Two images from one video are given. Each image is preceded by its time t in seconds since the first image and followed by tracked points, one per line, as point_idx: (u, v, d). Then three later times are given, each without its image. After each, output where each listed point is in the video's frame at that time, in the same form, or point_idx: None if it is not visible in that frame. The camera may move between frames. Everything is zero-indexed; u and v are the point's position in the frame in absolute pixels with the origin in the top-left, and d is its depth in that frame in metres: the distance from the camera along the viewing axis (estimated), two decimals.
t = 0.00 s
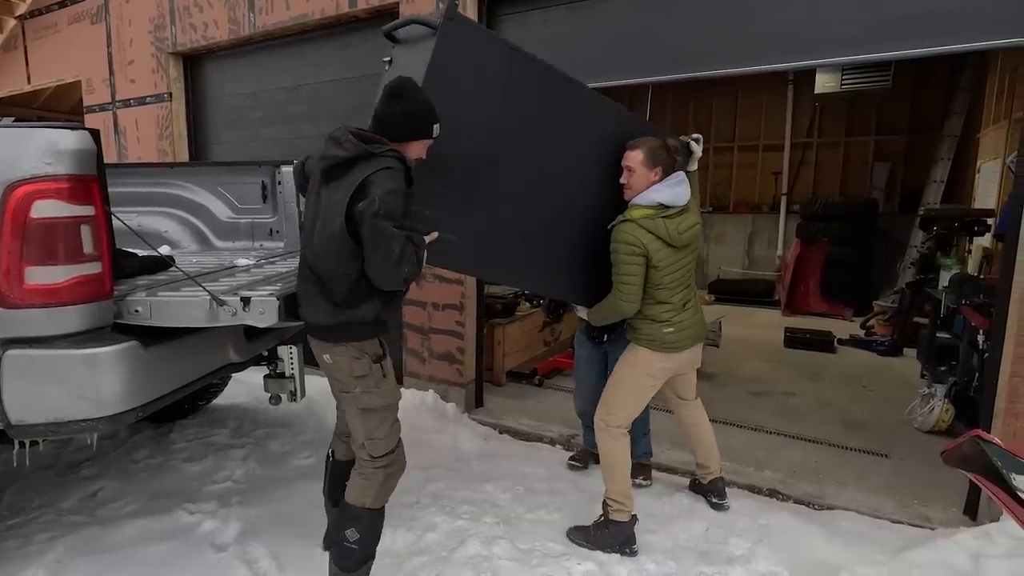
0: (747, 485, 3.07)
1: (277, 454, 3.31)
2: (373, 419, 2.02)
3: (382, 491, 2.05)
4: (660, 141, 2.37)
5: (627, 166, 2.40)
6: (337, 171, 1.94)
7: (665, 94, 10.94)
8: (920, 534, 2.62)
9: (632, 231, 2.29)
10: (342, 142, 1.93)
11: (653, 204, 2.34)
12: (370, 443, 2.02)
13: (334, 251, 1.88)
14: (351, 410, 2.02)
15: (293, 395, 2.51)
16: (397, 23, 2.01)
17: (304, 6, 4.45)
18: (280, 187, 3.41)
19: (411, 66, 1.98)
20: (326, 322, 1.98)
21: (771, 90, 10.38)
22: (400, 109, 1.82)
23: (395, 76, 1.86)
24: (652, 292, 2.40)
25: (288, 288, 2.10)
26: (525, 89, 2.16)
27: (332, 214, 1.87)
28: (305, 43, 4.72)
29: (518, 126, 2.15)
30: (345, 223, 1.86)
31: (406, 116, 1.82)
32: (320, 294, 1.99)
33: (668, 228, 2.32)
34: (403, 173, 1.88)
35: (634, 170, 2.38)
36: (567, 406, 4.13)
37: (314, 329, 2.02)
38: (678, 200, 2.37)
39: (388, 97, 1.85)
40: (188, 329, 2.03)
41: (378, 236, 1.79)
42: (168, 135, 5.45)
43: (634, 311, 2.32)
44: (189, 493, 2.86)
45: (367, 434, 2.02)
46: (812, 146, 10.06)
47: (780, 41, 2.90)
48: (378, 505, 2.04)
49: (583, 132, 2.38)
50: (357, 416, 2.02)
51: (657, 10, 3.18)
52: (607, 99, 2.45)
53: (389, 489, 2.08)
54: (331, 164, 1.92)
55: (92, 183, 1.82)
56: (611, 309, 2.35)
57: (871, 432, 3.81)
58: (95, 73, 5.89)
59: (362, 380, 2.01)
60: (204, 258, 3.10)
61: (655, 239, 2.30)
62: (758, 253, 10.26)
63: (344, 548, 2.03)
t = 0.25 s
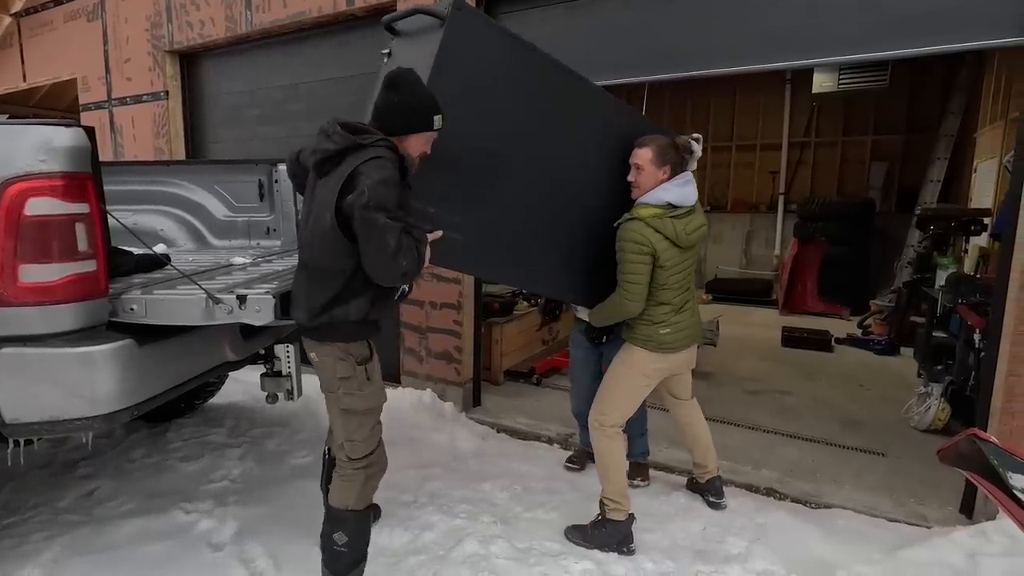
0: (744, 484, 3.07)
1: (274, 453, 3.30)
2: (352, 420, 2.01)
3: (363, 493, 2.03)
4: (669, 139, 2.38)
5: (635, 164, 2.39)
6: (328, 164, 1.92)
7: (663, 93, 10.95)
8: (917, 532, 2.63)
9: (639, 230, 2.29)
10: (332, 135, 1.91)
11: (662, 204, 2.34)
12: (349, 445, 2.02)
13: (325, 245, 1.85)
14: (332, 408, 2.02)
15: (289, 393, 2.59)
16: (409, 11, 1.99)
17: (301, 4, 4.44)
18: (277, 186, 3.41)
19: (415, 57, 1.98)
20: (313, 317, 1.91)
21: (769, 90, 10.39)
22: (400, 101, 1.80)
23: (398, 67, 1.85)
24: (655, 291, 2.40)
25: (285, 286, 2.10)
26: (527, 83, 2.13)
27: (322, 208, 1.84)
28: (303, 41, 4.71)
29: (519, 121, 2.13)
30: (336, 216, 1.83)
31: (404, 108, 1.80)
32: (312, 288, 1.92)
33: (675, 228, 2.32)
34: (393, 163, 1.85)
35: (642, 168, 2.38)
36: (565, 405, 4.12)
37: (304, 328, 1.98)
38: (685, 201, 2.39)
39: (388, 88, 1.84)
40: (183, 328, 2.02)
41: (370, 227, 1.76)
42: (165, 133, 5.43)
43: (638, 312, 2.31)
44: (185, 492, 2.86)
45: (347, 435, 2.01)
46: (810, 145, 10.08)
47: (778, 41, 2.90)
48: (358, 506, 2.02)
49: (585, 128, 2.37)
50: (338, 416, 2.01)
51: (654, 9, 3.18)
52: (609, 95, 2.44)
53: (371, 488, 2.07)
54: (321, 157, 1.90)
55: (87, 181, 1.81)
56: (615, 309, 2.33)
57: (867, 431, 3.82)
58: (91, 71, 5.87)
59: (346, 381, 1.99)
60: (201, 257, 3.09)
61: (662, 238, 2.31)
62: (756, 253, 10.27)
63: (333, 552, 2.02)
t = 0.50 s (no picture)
0: (743, 482, 3.08)
1: (273, 452, 3.30)
2: (332, 432, 1.99)
3: (344, 502, 2.02)
4: (676, 141, 2.38)
5: (642, 167, 2.39)
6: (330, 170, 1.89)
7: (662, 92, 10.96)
8: (915, 530, 2.63)
9: (643, 233, 2.30)
10: (333, 140, 1.88)
11: (668, 206, 2.34)
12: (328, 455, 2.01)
13: (329, 254, 1.81)
14: (316, 419, 2.02)
15: (289, 392, 2.58)
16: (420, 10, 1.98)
17: (299, 2, 4.43)
18: (276, 184, 3.40)
19: (426, 58, 1.99)
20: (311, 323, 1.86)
21: (767, 89, 10.40)
22: (406, 105, 1.77)
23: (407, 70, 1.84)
24: (657, 294, 2.40)
25: (285, 284, 2.10)
26: (537, 82, 2.11)
27: (323, 216, 1.80)
28: (301, 39, 4.71)
29: (525, 122, 2.10)
30: (338, 224, 1.79)
31: (411, 113, 1.77)
32: (309, 294, 1.89)
33: (680, 231, 2.33)
34: (397, 167, 1.80)
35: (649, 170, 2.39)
36: (564, 404, 4.13)
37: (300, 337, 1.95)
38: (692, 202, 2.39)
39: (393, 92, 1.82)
40: (183, 327, 2.02)
41: (375, 233, 1.70)
42: (163, 132, 5.42)
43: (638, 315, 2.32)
44: (185, 490, 2.86)
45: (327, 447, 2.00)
46: (808, 144, 10.09)
47: (777, 40, 2.90)
48: (338, 516, 2.02)
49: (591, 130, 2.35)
50: (320, 426, 2.01)
51: (653, 8, 3.18)
52: (616, 94, 2.42)
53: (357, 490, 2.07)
54: (321, 162, 1.86)
55: (87, 180, 1.81)
56: (616, 311, 2.35)
57: (865, 429, 3.82)
58: (89, 68, 5.85)
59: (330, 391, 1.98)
60: (200, 256, 3.09)
61: (665, 242, 2.32)
62: (754, 251, 10.27)
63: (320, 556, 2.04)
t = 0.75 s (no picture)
0: (741, 481, 3.08)
1: (271, 451, 3.30)
2: (353, 442, 2.01)
3: (349, 510, 2.08)
4: (682, 138, 2.39)
5: (649, 165, 2.39)
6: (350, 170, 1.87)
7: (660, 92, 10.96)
8: (912, 529, 2.64)
9: (650, 230, 2.30)
10: (353, 140, 1.87)
11: (675, 204, 2.35)
12: (347, 465, 2.03)
13: (353, 257, 1.83)
14: (332, 427, 2.02)
15: (286, 392, 2.55)
16: (434, 6, 1.96)
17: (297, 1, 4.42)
18: (274, 183, 3.39)
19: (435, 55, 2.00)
20: (329, 327, 1.91)
21: (766, 88, 10.41)
22: (425, 105, 1.76)
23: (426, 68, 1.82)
24: (662, 291, 2.41)
25: (282, 282, 2.10)
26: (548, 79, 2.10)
27: (347, 218, 1.81)
28: (299, 38, 4.70)
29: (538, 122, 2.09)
30: (361, 226, 1.80)
31: (431, 112, 1.76)
32: (331, 297, 1.91)
33: (686, 229, 2.34)
34: (420, 168, 1.81)
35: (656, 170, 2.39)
36: (562, 403, 4.13)
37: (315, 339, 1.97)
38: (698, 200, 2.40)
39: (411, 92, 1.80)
40: (180, 326, 2.02)
41: (403, 236, 1.71)
42: (160, 130, 5.41)
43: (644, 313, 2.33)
44: (182, 490, 2.85)
45: (348, 457, 2.02)
46: (807, 144, 10.09)
47: (776, 39, 2.90)
48: (343, 522, 2.07)
49: (597, 130, 2.34)
50: (336, 435, 2.02)
51: (652, 7, 3.18)
52: (621, 91, 2.42)
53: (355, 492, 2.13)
54: (343, 163, 1.85)
55: (84, 178, 1.81)
56: (622, 309, 2.35)
57: (863, 429, 3.83)
58: (85, 67, 5.83)
59: (353, 402, 1.99)
60: (197, 254, 3.08)
61: (673, 239, 2.32)
62: (752, 251, 10.28)
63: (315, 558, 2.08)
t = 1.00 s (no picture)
0: (738, 480, 3.09)
1: (267, 451, 3.30)
2: (395, 450, 1.91)
3: (398, 528, 1.97)
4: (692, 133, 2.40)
5: (660, 163, 2.39)
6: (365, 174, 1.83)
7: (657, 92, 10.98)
8: (907, 528, 2.65)
9: (668, 225, 2.32)
10: (368, 142, 1.82)
11: (688, 200, 2.36)
12: (392, 477, 1.92)
13: (364, 261, 1.77)
14: (371, 438, 1.92)
15: (284, 389, 2.55)
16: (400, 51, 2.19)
17: None
18: (270, 181, 3.39)
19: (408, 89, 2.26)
20: (343, 336, 1.85)
21: (763, 88, 10.42)
22: (431, 111, 1.71)
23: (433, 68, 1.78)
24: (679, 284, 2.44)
25: (279, 280, 2.09)
26: (553, 85, 2.02)
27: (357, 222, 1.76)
28: (297, 37, 4.70)
29: (547, 126, 2.02)
30: (371, 231, 1.75)
31: (438, 116, 1.70)
32: (345, 305, 1.84)
33: (702, 223, 2.37)
34: (433, 171, 1.76)
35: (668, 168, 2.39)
36: (560, 402, 4.13)
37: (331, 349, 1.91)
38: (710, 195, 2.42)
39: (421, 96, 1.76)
40: (176, 323, 2.01)
41: (413, 239, 1.66)
42: (157, 129, 5.40)
43: (666, 305, 2.34)
44: (178, 489, 2.85)
45: (391, 468, 1.91)
46: (803, 144, 10.10)
47: (773, 38, 2.90)
48: (389, 537, 1.98)
49: (601, 136, 2.29)
50: (377, 446, 1.91)
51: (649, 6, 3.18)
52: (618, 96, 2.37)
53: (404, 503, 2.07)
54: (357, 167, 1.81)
55: (79, 174, 1.80)
56: (644, 304, 2.36)
57: (859, 428, 3.83)
58: (81, 65, 5.81)
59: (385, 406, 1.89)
60: (193, 253, 3.07)
61: (691, 233, 2.35)
62: (749, 250, 10.29)
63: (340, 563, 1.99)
